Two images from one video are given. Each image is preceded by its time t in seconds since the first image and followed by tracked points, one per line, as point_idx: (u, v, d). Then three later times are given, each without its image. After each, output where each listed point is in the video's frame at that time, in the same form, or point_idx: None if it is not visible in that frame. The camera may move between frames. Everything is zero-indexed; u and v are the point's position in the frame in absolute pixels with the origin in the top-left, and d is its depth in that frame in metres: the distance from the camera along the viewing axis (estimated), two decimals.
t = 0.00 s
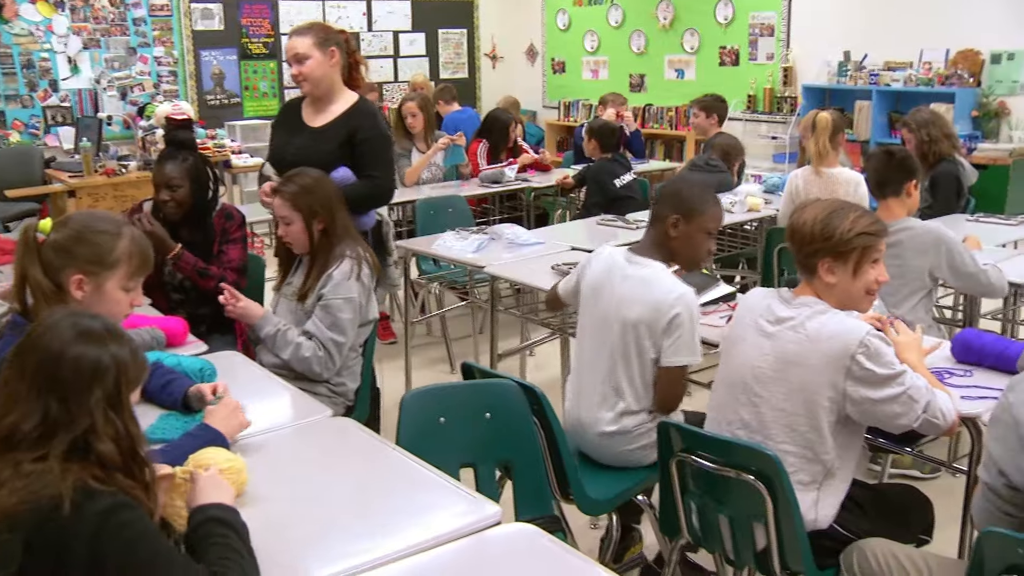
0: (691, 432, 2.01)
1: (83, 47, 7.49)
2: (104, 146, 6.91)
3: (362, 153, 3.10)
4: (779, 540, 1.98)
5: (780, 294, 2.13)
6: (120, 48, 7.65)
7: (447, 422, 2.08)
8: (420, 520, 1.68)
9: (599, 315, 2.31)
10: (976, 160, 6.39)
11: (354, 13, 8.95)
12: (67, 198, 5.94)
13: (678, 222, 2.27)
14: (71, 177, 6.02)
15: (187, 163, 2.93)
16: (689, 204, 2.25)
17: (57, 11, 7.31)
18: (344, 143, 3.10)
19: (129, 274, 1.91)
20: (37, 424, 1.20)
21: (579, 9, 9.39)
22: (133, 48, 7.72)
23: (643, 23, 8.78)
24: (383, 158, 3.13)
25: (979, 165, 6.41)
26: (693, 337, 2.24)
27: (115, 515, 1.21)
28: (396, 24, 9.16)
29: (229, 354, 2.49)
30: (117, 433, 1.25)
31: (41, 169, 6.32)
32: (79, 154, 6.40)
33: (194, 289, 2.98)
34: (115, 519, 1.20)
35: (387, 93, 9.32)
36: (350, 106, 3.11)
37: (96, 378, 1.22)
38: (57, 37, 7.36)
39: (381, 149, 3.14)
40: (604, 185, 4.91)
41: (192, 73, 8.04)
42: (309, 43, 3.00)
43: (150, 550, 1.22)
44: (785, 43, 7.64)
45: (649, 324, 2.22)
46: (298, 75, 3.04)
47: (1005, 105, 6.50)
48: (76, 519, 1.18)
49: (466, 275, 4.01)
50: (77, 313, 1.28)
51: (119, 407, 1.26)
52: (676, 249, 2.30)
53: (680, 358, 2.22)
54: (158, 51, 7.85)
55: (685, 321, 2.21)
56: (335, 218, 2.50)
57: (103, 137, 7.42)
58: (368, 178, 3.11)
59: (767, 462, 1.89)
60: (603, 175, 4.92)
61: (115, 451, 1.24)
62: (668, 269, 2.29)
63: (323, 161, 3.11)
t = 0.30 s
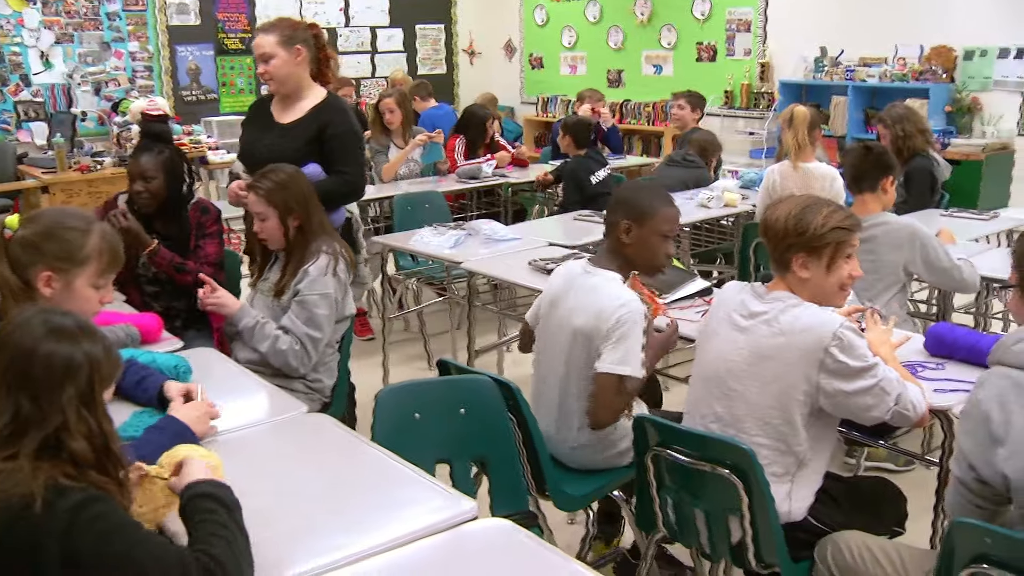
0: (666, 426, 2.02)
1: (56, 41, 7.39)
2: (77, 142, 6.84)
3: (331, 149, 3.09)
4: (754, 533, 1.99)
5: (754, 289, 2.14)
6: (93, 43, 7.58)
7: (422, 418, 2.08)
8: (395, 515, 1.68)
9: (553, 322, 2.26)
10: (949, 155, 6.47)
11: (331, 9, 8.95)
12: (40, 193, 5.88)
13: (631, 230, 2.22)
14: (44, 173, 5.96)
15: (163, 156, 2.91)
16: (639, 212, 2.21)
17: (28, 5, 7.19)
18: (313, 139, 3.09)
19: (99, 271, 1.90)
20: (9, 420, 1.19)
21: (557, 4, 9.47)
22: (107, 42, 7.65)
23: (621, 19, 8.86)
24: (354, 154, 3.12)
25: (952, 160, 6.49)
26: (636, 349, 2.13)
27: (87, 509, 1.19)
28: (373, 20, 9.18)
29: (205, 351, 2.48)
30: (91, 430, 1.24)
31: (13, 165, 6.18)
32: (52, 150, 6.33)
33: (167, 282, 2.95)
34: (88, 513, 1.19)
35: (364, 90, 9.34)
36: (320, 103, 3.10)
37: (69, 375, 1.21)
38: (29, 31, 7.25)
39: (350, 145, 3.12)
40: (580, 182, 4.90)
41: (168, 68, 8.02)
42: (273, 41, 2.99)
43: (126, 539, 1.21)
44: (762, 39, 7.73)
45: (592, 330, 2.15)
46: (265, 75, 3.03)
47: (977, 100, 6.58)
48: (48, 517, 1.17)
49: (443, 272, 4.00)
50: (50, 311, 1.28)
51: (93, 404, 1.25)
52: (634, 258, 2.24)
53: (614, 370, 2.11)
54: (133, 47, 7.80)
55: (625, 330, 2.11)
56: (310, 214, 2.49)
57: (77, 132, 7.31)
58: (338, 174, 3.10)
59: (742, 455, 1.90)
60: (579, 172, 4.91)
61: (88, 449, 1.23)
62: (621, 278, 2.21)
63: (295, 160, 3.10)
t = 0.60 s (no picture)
0: (633, 421, 2.02)
1: (16, 35, 7.23)
2: (41, 137, 6.74)
3: (294, 145, 3.08)
4: (721, 526, 2.01)
5: (721, 284, 2.15)
6: (56, 37, 7.45)
7: (388, 415, 2.08)
8: (362, 511, 1.68)
9: (513, 318, 2.28)
10: (915, 151, 6.68)
11: (300, 4, 8.92)
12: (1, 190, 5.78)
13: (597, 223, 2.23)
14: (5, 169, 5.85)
15: (126, 149, 2.88)
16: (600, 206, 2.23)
17: None
18: (276, 136, 3.07)
19: (58, 268, 1.89)
20: None
21: None
22: (70, 37, 7.55)
23: (590, 16, 8.95)
24: (316, 150, 3.12)
25: (918, 156, 6.69)
26: (581, 344, 2.13)
27: (60, 510, 1.19)
28: (342, 15, 9.16)
29: (170, 349, 2.46)
30: (60, 429, 1.22)
31: None
32: (13, 146, 6.21)
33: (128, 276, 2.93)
34: (61, 515, 1.19)
35: (334, 85, 9.31)
36: (281, 98, 3.08)
37: (37, 375, 1.18)
38: None
39: (313, 140, 3.12)
40: (549, 178, 4.90)
41: (134, 63, 7.98)
42: (224, 40, 2.97)
43: (101, 537, 1.20)
44: (730, 36, 7.86)
45: (542, 323, 2.17)
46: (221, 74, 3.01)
47: (941, 98, 6.82)
48: (18, 518, 1.17)
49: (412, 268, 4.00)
50: (11, 308, 1.23)
51: (60, 403, 1.23)
52: (600, 250, 2.26)
53: (556, 362, 2.11)
54: (97, 41, 7.73)
55: (570, 323, 2.12)
56: (277, 211, 2.48)
57: (40, 127, 7.16)
58: (302, 171, 3.09)
59: (709, 450, 1.91)
60: (547, 169, 4.91)
61: (57, 448, 1.21)
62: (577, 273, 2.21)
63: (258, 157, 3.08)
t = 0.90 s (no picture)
0: (593, 416, 2.02)
1: None
2: None
3: (252, 142, 3.07)
4: (681, 518, 2.02)
5: (681, 278, 2.17)
6: (9, 30, 7.26)
7: (349, 412, 2.07)
8: (322, 509, 1.67)
9: (481, 311, 2.30)
10: (874, 147, 6.82)
11: None
12: None
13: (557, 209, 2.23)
14: None
15: (85, 142, 2.84)
16: (563, 194, 2.22)
17: None
18: (233, 132, 3.05)
19: (11, 264, 1.86)
20: None
21: None
22: (24, 30, 7.37)
23: (553, 12, 9.03)
24: (273, 146, 3.10)
25: (877, 152, 6.83)
26: (550, 328, 2.13)
27: (18, 514, 1.18)
28: (304, 11, 9.12)
29: (129, 347, 2.44)
30: (18, 431, 1.22)
31: None
32: None
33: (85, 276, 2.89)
34: (19, 518, 1.17)
35: (296, 81, 9.29)
36: (237, 93, 3.06)
37: None
38: None
39: (271, 136, 3.10)
40: (510, 174, 4.91)
41: (91, 58, 7.89)
42: (177, 35, 2.93)
43: (61, 539, 1.18)
44: (693, 33, 7.95)
45: (511, 312, 2.18)
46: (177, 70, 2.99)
47: (899, 94, 6.90)
48: None
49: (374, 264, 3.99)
50: None
51: (19, 406, 1.23)
52: (563, 239, 2.27)
53: (528, 346, 2.12)
54: (53, 34, 7.59)
55: (537, 309, 2.13)
56: (237, 207, 2.46)
57: None
58: (260, 167, 3.08)
59: (668, 443, 1.92)
60: (509, 165, 4.92)
61: (15, 450, 1.21)
62: (541, 259, 2.23)
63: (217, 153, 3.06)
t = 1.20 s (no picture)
0: (555, 413, 2.02)
1: None
2: None
3: (211, 139, 3.03)
4: (643, 513, 2.03)
5: (645, 272, 2.14)
6: None
7: (311, 411, 2.06)
8: (282, 509, 1.65)
9: (439, 310, 2.28)
10: (834, 143, 6.84)
11: None
12: None
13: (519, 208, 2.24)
14: None
15: (48, 139, 2.81)
16: (522, 192, 2.23)
17: None
18: (192, 129, 3.02)
19: None
20: None
21: None
22: None
23: (516, 9, 9.08)
24: (234, 143, 3.07)
25: (837, 148, 6.85)
26: (515, 324, 2.15)
27: None
28: (265, 7, 9.18)
29: (87, 347, 2.41)
30: None
31: None
32: None
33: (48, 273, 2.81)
34: None
35: (257, 78, 9.35)
36: (196, 90, 3.03)
37: None
38: None
39: (231, 133, 3.07)
40: (473, 172, 4.91)
41: (47, 54, 7.79)
42: (138, 29, 2.90)
43: (19, 542, 1.17)
44: (655, 30, 8.01)
45: (470, 310, 2.18)
46: (135, 65, 2.96)
47: (858, 92, 6.97)
48: None
49: (337, 262, 3.97)
50: None
51: None
52: (523, 237, 2.27)
53: (496, 343, 2.13)
54: (5, 30, 7.51)
55: (499, 305, 2.14)
56: (196, 204, 2.44)
57: None
58: (219, 164, 3.04)
59: (630, 439, 1.92)
60: (472, 163, 4.92)
61: None
62: (500, 257, 2.24)
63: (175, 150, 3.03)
